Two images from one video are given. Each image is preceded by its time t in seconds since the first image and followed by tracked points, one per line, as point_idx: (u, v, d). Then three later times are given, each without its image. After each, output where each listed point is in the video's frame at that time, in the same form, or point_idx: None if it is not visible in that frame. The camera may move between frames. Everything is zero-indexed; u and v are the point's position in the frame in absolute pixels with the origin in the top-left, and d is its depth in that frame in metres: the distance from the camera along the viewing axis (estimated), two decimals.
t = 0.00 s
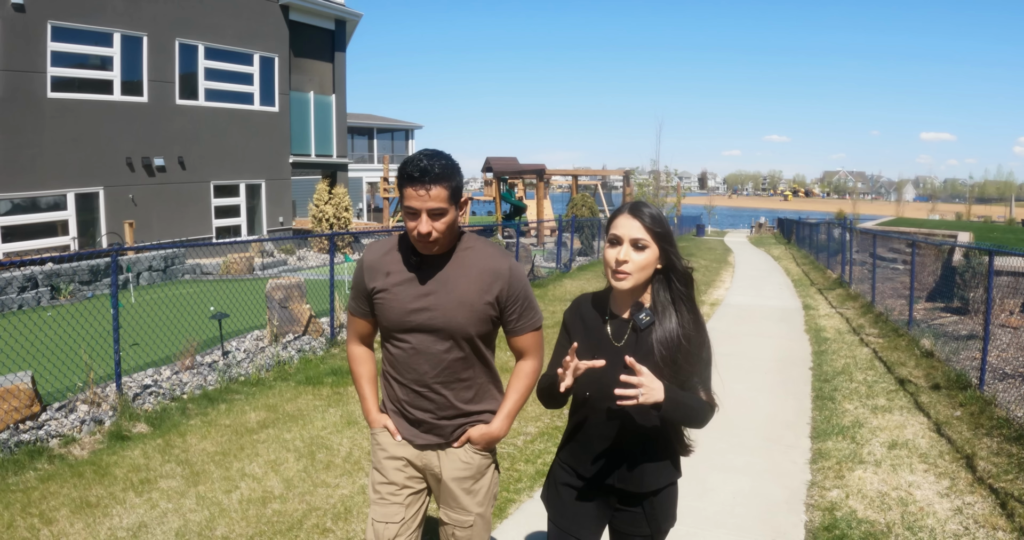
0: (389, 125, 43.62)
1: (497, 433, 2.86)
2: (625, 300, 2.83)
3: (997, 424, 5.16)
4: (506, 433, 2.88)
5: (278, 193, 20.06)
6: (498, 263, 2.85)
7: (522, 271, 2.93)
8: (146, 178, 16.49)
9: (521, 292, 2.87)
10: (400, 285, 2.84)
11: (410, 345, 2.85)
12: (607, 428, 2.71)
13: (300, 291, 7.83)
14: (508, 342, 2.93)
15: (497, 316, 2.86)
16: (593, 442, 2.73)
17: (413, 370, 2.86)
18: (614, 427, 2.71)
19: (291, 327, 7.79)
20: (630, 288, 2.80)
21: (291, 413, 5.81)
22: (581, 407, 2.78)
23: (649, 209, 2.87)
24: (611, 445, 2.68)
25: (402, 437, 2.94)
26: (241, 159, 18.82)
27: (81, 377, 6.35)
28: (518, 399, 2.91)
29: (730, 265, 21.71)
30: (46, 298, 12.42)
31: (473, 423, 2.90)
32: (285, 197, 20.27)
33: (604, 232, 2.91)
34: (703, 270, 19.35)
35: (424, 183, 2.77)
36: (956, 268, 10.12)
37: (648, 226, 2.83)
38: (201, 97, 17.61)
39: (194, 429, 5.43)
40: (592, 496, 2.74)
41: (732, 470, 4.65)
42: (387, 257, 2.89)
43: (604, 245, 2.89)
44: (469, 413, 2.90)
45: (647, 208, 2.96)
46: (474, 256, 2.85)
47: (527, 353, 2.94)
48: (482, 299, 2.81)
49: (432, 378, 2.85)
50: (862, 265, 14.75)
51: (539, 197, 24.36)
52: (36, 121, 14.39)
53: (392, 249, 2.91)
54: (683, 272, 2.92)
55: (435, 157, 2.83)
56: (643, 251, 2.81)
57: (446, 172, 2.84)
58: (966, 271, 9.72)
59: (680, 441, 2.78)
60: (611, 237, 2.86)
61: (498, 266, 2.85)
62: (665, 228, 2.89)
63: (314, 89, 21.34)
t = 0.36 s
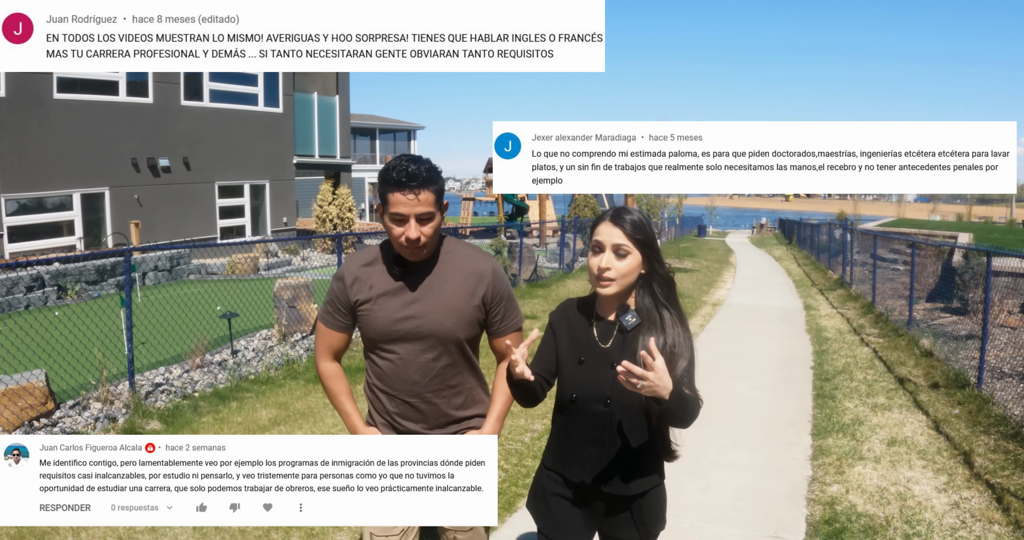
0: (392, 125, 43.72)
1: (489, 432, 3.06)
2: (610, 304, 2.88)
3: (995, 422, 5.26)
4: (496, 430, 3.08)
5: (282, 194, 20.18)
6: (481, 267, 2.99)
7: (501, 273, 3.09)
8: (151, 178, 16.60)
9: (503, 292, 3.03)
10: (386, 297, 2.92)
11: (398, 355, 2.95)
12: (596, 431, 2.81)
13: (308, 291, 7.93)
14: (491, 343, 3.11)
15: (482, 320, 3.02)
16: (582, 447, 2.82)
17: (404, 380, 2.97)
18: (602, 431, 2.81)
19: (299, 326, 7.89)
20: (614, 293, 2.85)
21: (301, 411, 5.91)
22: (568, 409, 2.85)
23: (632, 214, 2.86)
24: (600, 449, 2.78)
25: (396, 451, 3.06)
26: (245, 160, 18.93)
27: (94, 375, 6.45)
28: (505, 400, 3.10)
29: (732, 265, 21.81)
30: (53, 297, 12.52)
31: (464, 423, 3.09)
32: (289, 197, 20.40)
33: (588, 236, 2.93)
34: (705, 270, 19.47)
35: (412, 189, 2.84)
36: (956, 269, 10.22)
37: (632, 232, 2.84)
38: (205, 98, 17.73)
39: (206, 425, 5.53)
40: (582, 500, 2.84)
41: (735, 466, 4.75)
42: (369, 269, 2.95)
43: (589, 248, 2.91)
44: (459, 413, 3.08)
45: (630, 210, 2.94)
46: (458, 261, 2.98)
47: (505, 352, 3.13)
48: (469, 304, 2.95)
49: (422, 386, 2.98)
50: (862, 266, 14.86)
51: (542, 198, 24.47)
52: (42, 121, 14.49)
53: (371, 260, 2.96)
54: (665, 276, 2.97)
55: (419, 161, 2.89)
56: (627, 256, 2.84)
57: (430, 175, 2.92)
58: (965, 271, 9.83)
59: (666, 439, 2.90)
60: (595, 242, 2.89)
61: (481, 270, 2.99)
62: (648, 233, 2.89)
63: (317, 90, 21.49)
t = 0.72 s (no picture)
0: (394, 126, 43.91)
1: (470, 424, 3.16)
2: (589, 300, 2.91)
3: (991, 417, 5.39)
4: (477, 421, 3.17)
5: (285, 194, 20.31)
6: (462, 264, 3.09)
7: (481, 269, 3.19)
8: (156, 179, 16.72)
9: (483, 289, 3.14)
10: (367, 294, 3.01)
11: (380, 351, 3.03)
12: (579, 428, 2.85)
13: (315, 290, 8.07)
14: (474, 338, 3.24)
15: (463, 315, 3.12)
16: (567, 444, 2.88)
17: (387, 375, 3.05)
18: (586, 427, 2.85)
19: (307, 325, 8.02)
20: (593, 286, 2.88)
21: (313, 407, 6.02)
22: (553, 408, 2.91)
23: (614, 211, 2.88)
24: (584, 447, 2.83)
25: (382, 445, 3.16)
26: (249, 160, 19.05)
27: (106, 372, 6.57)
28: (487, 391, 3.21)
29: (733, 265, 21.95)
30: (60, 297, 12.64)
31: (446, 416, 3.18)
32: (292, 197, 20.52)
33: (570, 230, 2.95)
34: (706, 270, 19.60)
35: (397, 188, 2.93)
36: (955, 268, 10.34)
37: (611, 228, 2.86)
38: (210, 99, 17.86)
39: (220, 420, 5.63)
40: (569, 498, 2.89)
41: (737, 460, 4.86)
42: (350, 267, 3.03)
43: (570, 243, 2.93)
44: (441, 407, 3.17)
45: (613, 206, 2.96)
46: (439, 257, 3.07)
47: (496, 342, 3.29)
48: (449, 300, 3.05)
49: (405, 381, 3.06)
50: (862, 266, 14.98)
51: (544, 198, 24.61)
52: (49, 122, 14.62)
53: (353, 258, 3.05)
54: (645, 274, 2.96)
55: (402, 161, 2.98)
56: (605, 252, 2.85)
57: (414, 175, 3.01)
58: (963, 271, 9.96)
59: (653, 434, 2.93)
60: (575, 237, 2.91)
61: (461, 266, 3.09)
62: (629, 228, 2.92)
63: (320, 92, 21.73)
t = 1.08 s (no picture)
0: (395, 127, 44.00)
1: (467, 425, 3.16)
2: (592, 308, 2.92)
3: (987, 415, 5.49)
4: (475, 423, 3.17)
5: (287, 195, 20.39)
6: (456, 263, 3.14)
7: (479, 269, 3.22)
8: (160, 180, 16.82)
9: (479, 289, 3.17)
10: (364, 294, 3.10)
11: (378, 350, 3.11)
12: (580, 436, 2.87)
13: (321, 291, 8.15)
14: (473, 337, 3.26)
15: (459, 314, 3.15)
16: (568, 451, 2.89)
17: (383, 374, 3.12)
18: (587, 435, 2.87)
19: (312, 325, 8.11)
20: (597, 293, 2.87)
21: (321, 406, 6.11)
22: (555, 415, 2.91)
23: (619, 218, 2.88)
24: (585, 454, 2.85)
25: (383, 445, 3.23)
26: (250, 161, 19.13)
27: (115, 373, 6.66)
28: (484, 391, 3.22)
29: (733, 266, 22.05)
30: (65, 297, 12.72)
31: (445, 416, 3.21)
32: (294, 199, 20.61)
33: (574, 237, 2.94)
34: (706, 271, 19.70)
35: (388, 188, 3.02)
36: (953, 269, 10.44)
37: (617, 236, 2.85)
38: (213, 101, 17.95)
39: (229, 419, 5.72)
40: (571, 503, 2.93)
41: (738, 457, 4.96)
42: (348, 269, 3.14)
43: (574, 250, 2.92)
44: (440, 407, 3.20)
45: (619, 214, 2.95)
46: (433, 257, 3.13)
47: (488, 347, 3.30)
48: (443, 299, 3.09)
49: (401, 380, 3.12)
50: (861, 266, 15.08)
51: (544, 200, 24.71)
52: (53, 123, 14.71)
53: (351, 260, 3.15)
54: (648, 282, 2.96)
55: (395, 163, 3.08)
56: (611, 261, 2.84)
57: (406, 177, 3.10)
58: (961, 271, 10.05)
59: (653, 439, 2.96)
60: (581, 243, 2.90)
61: (456, 266, 3.14)
62: (634, 236, 2.91)
63: (322, 93, 21.78)
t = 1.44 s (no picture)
0: (395, 128, 44.10)
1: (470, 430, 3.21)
2: (612, 309, 2.94)
3: (985, 412, 5.59)
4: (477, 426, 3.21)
5: (289, 196, 20.49)
6: (466, 270, 3.17)
7: (490, 276, 3.23)
8: (163, 181, 16.91)
9: (488, 295, 3.19)
10: (375, 295, 3.19)
11: (385, 350, 3.20)
12: (586, 439, 2.88)
13: (328, 291, 8.26)
14: (483, 343, 3.28)
15: (466, 320, 3.19)
16: (574, 454, 2.91)
17: (390, 374, 3.21)
18: (595, 439, 2.87)
19: (319, 325, 8.22)
20: (615, 292, 2.89)
21: (331, 404, 6.21)
22: (564, 416, 2.94)
23: (644, 219, 2.91)
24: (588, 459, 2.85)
25: (387, 443, 3.34)
26: (252, 162, 19.22)
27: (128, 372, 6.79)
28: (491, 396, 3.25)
29: (732, 267, 22.19)
30: (70, 297, 12.81)
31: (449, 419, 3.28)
32: (296, 200, 20.71)
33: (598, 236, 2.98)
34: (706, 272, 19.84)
35: (395, 196, 3.05)
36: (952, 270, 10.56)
37: (639, 236, 2.88)
38: (215, 102, 18.04)
39: (242, 417, 5.82)
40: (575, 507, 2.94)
41: (742, 453, 5.06)
42: (363, 269, 3.24)
43: (597, 249, 2.96)
44: (445, 409, 3.27)
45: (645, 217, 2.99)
46: (443, 263, 3.17)
47: (500, 352, 3.29)
48: (450, 304, 3.14)
49: (406, 381, 3.21)
50: (860, 267, 15.19)
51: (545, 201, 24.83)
52: (57, 125, 14.80)
53: (367, 261, 3.24)
54: (670, 287, 2.95)
55: (405, 170, 3.10)
56: (631, 260, 2.86)
57: (416, 183, 3.11)
58: (959, 272, 10.16)
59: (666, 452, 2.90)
60: (603, 243, 2.94)
61: (466, 272, 3.17)
62: (657, 239, 2.93)
63: (323, 94, 21.89)
